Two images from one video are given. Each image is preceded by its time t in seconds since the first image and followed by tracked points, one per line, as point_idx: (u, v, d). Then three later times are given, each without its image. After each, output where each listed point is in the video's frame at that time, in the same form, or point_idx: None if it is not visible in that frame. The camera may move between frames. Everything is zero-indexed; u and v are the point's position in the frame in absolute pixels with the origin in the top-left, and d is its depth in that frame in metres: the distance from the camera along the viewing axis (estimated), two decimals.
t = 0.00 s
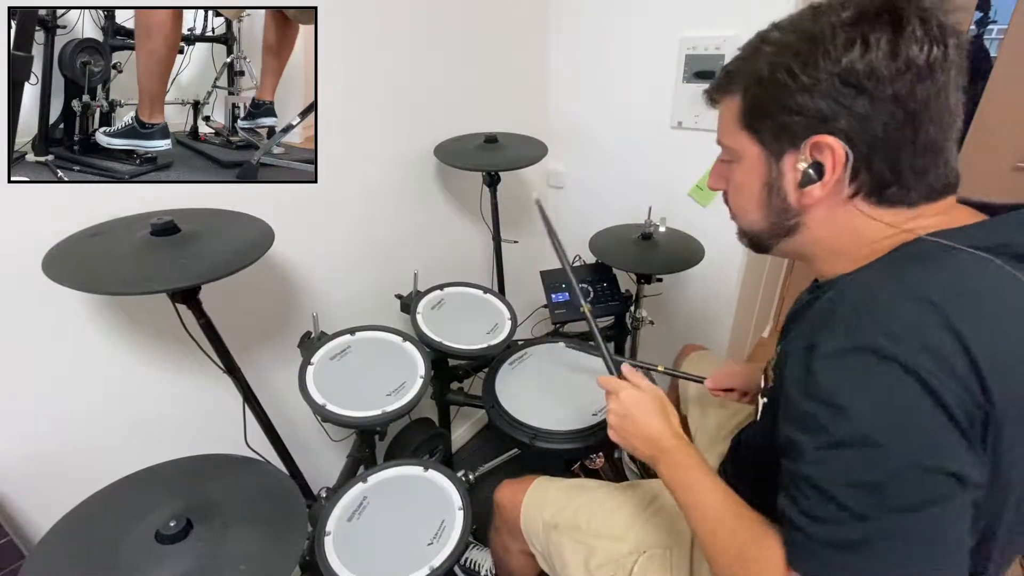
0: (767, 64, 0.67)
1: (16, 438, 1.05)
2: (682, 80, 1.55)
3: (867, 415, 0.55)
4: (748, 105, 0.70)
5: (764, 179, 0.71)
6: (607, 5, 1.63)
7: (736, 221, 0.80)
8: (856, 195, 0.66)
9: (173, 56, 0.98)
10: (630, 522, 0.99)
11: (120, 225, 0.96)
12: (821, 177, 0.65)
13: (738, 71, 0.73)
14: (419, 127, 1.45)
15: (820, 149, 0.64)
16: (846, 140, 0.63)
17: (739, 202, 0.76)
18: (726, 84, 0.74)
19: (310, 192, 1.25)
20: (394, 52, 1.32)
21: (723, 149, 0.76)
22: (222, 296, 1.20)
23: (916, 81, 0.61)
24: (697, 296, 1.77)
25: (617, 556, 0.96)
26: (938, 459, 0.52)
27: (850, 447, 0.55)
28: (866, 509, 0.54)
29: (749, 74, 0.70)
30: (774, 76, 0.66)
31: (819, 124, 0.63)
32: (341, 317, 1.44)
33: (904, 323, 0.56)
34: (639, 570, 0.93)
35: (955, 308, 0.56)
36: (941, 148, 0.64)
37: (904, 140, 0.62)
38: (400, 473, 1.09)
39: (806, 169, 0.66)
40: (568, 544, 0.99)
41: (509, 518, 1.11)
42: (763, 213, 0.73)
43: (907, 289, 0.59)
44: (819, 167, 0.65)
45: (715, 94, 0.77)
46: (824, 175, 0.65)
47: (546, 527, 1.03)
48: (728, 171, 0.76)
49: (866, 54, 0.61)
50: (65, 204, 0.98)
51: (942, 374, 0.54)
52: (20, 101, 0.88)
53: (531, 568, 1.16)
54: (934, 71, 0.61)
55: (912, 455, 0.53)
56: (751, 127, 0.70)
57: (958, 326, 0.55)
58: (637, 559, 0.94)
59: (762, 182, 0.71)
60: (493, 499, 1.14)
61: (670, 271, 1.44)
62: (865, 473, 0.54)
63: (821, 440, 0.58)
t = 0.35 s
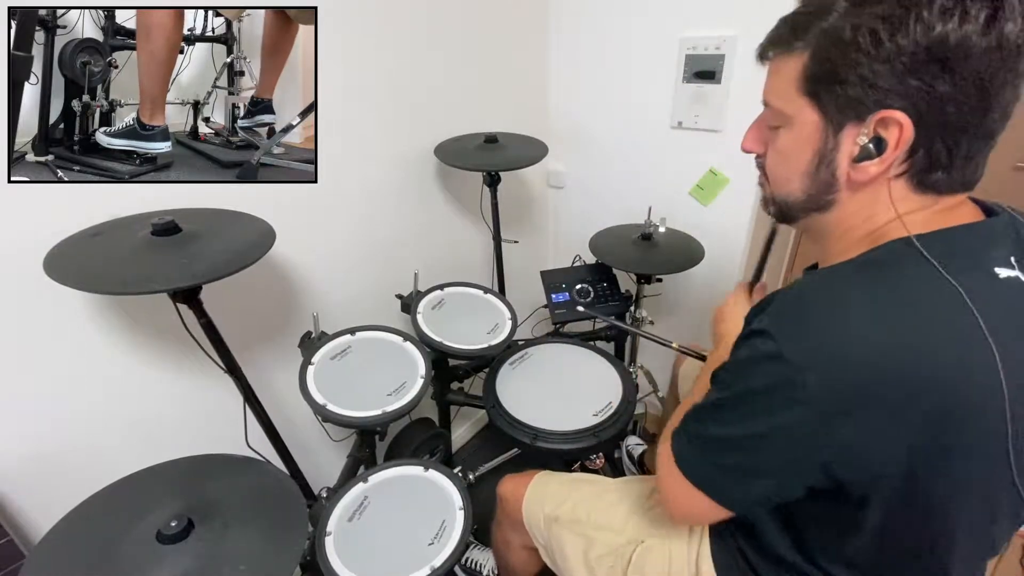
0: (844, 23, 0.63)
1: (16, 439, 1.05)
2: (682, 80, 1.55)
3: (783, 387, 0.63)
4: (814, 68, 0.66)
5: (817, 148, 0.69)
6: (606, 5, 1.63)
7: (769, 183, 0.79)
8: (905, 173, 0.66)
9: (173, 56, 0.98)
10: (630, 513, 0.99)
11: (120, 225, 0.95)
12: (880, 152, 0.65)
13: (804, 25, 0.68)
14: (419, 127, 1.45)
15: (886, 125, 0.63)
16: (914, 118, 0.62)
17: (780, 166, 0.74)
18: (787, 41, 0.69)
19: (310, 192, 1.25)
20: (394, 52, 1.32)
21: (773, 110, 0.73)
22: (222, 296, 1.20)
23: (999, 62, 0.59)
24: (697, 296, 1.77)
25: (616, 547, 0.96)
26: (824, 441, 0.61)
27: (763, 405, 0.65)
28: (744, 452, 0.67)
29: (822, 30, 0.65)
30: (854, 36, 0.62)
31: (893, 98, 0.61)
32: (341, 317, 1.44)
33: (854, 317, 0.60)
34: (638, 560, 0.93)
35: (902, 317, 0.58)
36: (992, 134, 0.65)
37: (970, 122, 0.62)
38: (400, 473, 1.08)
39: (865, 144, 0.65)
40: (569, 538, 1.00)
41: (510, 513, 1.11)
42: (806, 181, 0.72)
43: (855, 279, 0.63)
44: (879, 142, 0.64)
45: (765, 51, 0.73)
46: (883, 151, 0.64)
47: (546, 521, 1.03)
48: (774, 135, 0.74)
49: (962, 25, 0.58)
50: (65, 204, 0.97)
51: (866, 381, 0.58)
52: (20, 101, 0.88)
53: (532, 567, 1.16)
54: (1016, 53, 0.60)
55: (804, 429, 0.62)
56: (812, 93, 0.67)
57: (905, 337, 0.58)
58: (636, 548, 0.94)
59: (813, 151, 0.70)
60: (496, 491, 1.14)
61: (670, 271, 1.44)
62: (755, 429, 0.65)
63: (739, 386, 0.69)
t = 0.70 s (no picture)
0: (859, 23, 0.64)
1: (15, 439, 1.05)
2: (683, 80, 1.55)
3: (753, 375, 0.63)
4: (827, 61, 0.67)
5: (820, 141, 0.70)
6: (607, 5, 1.63)
7: (779, 173, 0.79)
8: (902, 173, 0.66)
9: (173, 56, 0.98)
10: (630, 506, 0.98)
11: (120, 225, 0.95)
12: (877, 150, 0.65)
13: (831, 18, 0.68)
14: (419, 127, 1.45)
15: (885, 124, 0.63)
16: (914, 121, 0.62)
17: (786, 157, 0.75)
18: (812, 34, 0.69)
19: (310, 192, 1.25)
20: (394, 52, 1.32)
21: (789, 100, 0.73)
22: (222, 296, 1.20)
23: (997, 76, 0.59)
24: (697, 296, 1.77)
25: (616, 538, 0.96)
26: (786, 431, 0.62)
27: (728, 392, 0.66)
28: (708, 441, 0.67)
29: (839, 29, 0.66)
30: (864, 37, 0.63)
31: (894, 100, 0.62)
32: (341, 317, 1.44)
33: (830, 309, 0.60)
34: (637, 552, 0.93)
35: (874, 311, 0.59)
36: (991, 144, 0.65)
37: (963, 133, 0.62)
38: (401, 472, 1.09)
39: (864, 140, 0.65)
40: (568, 531, 1.00)
41: (509, 510, 1.11)
42: (810, 174, 0.73)
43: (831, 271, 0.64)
44: (878, 140, 0.64)
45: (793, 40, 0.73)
46: (881, 149, 0.65)
47: (547, 515, 1.03)
48: (786, 125, 0.74)
49: (965, 35, 0.58)
50: (66, 204, 0.97)
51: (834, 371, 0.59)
52: (20, 101, 0.88)
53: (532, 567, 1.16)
54: (1017, 68, 0.60)
55: (773, 421, 0.62)
56: (823, 86, 0.67)
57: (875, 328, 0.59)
58: (636, 538, 0.94)
59: (817, 143, 0.70)
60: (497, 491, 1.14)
61: (670, 271, 1.44)
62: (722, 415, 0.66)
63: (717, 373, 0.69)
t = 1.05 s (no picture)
0: (838, 31, 0.67)
1: (16, 440, 1.05)
2: (683, 80, 1.55)
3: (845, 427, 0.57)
4: (810, 69, 0.69)
5: (806, 149, 0.70)
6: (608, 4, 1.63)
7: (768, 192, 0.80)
8: (889, 178, 0.66)
9: (173, 56, 0.98)
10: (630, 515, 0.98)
11: (119, 225, 0.95)
12: (860, 153, 0.65)
13: (812, 34, 0.71)
14: (419, 127, 1.45)
15: (867, 126, 0.64)
16: (895, 120, 0.63)
17: (774, 169, 0.76)
18: (794, 50, 0.73)
19: (309, 192, 1.25)
20: (394, 53, 1.32)
21: (775, 114, 0.75)
22: (222, 296, 1.20)
23: (979, 72, 0.60)
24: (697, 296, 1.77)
25: (617, 547, 0.96)
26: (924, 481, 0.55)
27: (832, 458, 0.57)
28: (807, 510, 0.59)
29: (818, 38, 0.70)
30: (843, 42, 0.66)
31: (876, 100, 0.63)
32: (341, 316, 1.44)
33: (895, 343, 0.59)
34: (638, 560, 0.94)
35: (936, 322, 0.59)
36: (983, 148, 0.64)
37: (949, 130, 0.62)
38: (401, 472, 1.09)
39: (847, 144, 0.65)
40: (568, 538, 1.00)
41: (508, 516, 1.11)
42: (797, 184, 0.73)
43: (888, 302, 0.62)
44: (861, 143, 0.65)
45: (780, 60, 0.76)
46: (863, 152, 0.64)
47: (546, 521, 1.03)
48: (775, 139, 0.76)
49: (938, 33, 0.60)
50: (66, 204, 0.98)
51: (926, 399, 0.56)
52: (20, 101, 0.88)
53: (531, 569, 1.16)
54: (1001, 66, 0.60)
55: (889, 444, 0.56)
56: (806, 92, 0.70)
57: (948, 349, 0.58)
58: (637, 548, 0.95)
59: (803, 151, 0.71)
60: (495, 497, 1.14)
61: (670, 271, 1.44)
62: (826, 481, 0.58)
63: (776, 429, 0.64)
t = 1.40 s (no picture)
0: (837, 44, 0.66)
1: (16, 440, 1.05)
2: (682, 80, 1.55)
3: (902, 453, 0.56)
4: (807, 88, 0.68)
5: (811, 172, 0.70)
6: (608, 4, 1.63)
7: (764, 212, 0.80)
8: (905, 200, 0.66)
9: (172, 56, 0.98)
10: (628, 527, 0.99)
11: (119, 225, 0.95)
12: (876, 177, 0.65)
13: (798, 48, 0.71)
14: (419, 128, 1.45)
15: (882, 148, 0.63)
16: (911, 141, 0.62)
17: (774, 190, 0.76)
18: (780, 64, 0.72)
19: (309, 192, 1.25)
20: (394, 54, 1.32)
21: (765, 134, 0.75)
22: (222, 296, 1.20)
23: (996, 86, 0.60)
24: (697, 296, 1.77)
25: (617, 559, 0.96)
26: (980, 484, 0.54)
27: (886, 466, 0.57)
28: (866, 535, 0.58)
29: (813, 51, 0.68)
30: (846, 56, 0.64)
31: (891, 120, 0.62)
32: (341, 317, 1.44)
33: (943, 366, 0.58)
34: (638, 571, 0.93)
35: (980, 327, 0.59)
36: (995, 159, 0.65)
37: (967, 148, 0.62)
38: (400, 472, 1.09)
39: (861, 167, 0.65)
40: (567, 549, 1.00)
41: (507, 523, 1.11)
42: (804, 205, 0.72)
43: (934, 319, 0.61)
44: (876, 165, 0.64)
45: (759, 74, 0.76)
46: (880, 175, 0.64)
47: (544, 533, 1.03)
48: (767, 159, 0.75)
49: (958, 45, 0.59)
50: (66, 204, 0.98)
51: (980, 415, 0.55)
52: (20, 101, 0.88)
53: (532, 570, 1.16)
54: (1015, 78, 0.60)
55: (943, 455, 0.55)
56: (805, 113, 0.69)
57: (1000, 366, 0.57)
58: (637, 559, 0.94)
59: (807, 174, 0.71)
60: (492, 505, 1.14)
61: (669, 271, 1.44)
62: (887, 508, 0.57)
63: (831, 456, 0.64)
